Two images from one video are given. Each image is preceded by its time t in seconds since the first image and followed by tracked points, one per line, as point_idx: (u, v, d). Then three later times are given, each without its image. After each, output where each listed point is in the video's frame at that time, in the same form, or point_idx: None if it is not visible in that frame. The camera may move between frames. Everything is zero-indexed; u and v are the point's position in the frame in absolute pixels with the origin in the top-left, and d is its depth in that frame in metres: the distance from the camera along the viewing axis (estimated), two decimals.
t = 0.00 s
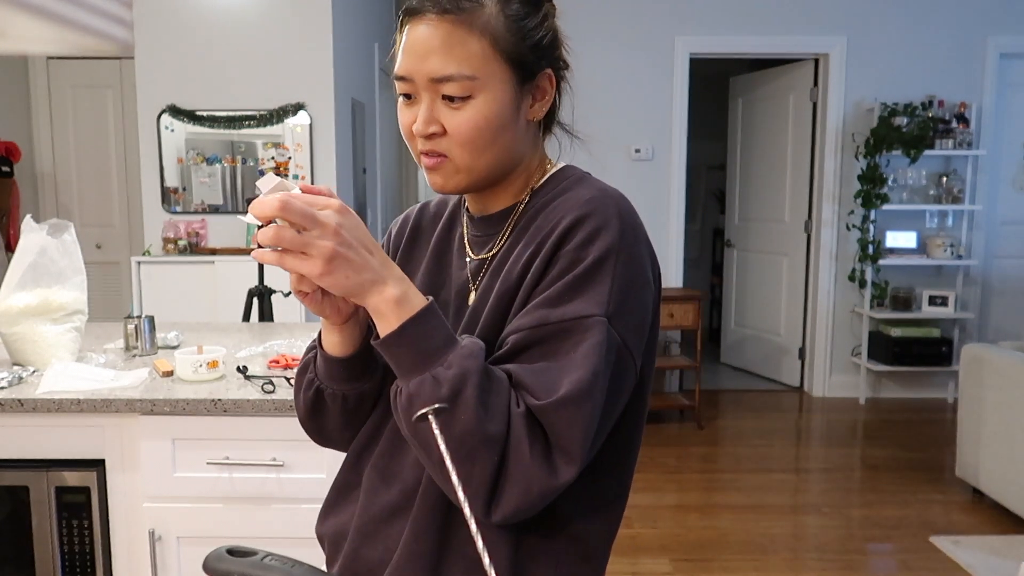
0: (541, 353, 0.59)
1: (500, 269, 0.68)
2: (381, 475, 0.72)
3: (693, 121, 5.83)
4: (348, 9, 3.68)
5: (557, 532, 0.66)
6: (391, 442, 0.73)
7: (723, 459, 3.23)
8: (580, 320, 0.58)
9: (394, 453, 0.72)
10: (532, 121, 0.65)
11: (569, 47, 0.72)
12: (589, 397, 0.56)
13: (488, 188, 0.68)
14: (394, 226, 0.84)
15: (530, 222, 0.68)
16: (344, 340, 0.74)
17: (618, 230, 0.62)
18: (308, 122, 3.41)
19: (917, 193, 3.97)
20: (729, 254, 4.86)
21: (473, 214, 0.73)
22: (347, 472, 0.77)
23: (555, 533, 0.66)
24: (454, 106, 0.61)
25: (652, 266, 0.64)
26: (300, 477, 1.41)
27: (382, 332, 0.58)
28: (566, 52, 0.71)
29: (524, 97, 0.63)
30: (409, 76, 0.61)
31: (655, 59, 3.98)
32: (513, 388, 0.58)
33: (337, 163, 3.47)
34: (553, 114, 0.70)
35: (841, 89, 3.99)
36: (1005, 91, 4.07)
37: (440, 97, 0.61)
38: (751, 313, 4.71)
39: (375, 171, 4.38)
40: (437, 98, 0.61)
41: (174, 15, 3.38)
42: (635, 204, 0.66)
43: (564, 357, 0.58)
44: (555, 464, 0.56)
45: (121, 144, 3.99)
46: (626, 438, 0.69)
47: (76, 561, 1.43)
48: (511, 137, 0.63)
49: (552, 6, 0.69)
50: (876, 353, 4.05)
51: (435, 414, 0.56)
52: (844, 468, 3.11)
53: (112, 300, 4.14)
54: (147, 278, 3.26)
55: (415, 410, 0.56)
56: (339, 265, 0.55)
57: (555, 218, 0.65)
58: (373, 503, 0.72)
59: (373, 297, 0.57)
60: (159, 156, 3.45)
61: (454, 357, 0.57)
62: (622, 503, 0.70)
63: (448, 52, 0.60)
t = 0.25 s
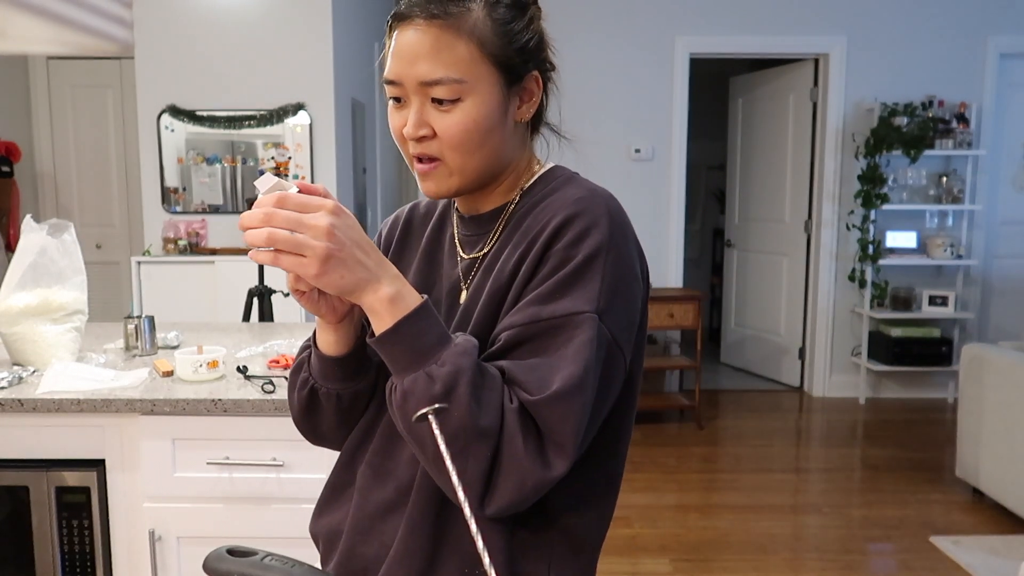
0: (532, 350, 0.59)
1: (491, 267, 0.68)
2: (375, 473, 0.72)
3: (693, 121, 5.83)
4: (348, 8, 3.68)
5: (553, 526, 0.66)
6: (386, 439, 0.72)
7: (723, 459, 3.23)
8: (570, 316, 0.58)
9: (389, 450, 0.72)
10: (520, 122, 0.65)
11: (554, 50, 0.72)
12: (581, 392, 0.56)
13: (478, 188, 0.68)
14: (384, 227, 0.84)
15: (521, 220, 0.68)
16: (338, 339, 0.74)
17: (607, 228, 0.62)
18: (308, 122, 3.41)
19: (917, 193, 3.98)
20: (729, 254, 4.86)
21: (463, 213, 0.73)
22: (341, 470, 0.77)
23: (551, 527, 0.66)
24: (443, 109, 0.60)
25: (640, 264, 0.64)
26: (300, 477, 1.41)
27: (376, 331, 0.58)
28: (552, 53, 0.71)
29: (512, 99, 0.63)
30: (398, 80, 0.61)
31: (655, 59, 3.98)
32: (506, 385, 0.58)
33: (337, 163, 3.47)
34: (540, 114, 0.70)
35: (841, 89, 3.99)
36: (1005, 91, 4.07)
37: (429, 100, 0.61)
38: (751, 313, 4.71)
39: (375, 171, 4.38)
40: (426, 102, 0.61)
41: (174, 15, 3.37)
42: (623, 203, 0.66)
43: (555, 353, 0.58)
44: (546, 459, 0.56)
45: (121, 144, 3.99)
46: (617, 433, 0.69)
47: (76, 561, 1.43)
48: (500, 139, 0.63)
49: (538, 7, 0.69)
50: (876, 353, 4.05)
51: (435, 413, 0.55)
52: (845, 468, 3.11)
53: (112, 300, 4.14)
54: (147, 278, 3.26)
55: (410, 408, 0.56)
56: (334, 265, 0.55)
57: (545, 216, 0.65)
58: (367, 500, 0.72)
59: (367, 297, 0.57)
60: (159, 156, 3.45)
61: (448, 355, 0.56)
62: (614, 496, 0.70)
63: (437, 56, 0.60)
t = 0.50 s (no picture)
0: (529, 351, 0.59)
1: (486, 268, 0.67)
2: (372, 473, 0.72)
3: (693, 121, 5.83)
4: (348, 9, 3.69)
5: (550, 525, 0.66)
6: (383, 439, 0.72)
7: (723, 459, 3.23)
8: (567, 317, 0.58)
9: (386, 450, 0.72)
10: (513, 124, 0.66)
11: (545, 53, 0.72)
12: (580, 393, 0.56)
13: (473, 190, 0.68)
14: (375, 229, 0.84)
15: (515, 221, 0.68)
16: (332, 343, 0.74)
17: (600, 229, 0.62)
18: (308, 122, 3.41)
19: (917, 193, 3.98)
20: (729, 254, 4.86)
21: (455, 215, 0.73)
22: (337, 469, 0.77)
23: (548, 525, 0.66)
24: (439, 113, 0.60)
25: (632, 263, 0.65)
26: (300, 477, 1.41)
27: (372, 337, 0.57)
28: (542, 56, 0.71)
29: (505, 102, 0.63)
30: (392, 84, 0.61)
31: (655, 59, 3.98)
32: (503, 387, 0.58)
33: (337, 163, 3.48)
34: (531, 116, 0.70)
35: (841, 89, 3.99)
36: (1005, 91, 4.07)
37: (424, 104, 0.61)
38: (751, 313, 4.71)
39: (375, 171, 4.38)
40: (421, 105, 0.61)
41: (174, 15, 3.38)
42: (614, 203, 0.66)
43: (552, 353, 0.58)
44: (545, 458, 0.57)
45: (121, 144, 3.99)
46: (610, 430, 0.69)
47: (76, 561, 1.43)
48: (495, 141, 0.63)
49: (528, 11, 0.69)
50: (876, 353, 4.05)
51: (434, 413, 0.55)
52: (845, 468, 3.11)
53: (112, 300, 4.13)
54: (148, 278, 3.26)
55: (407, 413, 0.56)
56: (327, 273, 0.54)
57: (539, 218, 0.65)
58: (365, 500, 0.72)
59: (362, 304, 0.56)
60: (159, 156, 3.45)
61: (443, 362, 0.56)
62: (609, 493, 0.70)
63: (431, 60, 0.60)
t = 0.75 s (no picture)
0: (529, 357, 0.59)
1: (485, 272, 0.67)
2: (372, 477, 0.72)
3: (693, 121, 5.83)
4: (348, 8, 3.69)
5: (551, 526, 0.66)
6: (384, 443, 0.72)
7: (723, 459, 3.23)
8: (568, 322, 0.58)
9: (387, 454, 0.72)
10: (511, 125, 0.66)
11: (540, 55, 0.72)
12: (583, 398, 0.56)
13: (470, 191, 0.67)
14: (371, 231, 0.83)
15: (513, 226, 0.68)
16: (328, 349, 0.74)
17: (598, 233, 0.62)
18: (308, 121, 3.41)
19: (917, 193, 3.98)
20: (729, 254, 4.86)
21: (453, 218, 0.72)
22: (336, 474, 0.77)
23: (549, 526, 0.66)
24: (438, 114, 0.60)
25: (630, 266, 0.65)
26: (300, 477, 1.41)
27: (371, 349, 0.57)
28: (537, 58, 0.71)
29: (504, 102, 0.64)
30: (391, 85, 0.61)
31: (655, 59, 3.98)
32: (504, 393, 0.58)
33: (337, 162, 3.48)
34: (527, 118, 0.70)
35: (841, 90, 3.99)
36: (1005, 91, 4.07)
37: (424, 105, 0.60)
38: (751, 313, 4.71)
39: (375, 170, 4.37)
40: (421, 106, 0.60)
41: (174, 15, 3.38)
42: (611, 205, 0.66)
43: (554, 358, 0.58)
44: (545, 463, 0.57)
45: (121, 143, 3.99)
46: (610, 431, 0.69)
47: (76, 561, 1.43)
48: (494, 142, 0.63)
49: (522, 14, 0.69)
50: (876, 353, 4.05)
51: (433, 414, 0.55)
52: (844, 468, 3.11)
53: (111, 300, 4.13)
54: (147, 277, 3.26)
55: (409, 424, 0.56)
56: (320, 287, 0.54)
57: (538, 223, 0.65)
58: (366, 504, 0.72)
59: (357, 317, 0.56)
60: (159, 156, 3.45)
61: (441, 375, 0.56)
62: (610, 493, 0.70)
63: (431, 61, 0.59)
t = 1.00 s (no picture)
0: (542, 354, 0.59)
1: (490, 271, 0.67)
2: (376, 475, 0.72)
3: (693, 121, 5.83)
4: (348, 8, 3.69)
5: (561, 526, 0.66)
6: (387, 441, 0.72)
7: (722, 459, 3.23)
8: (581, 318, 0.58)
9: (390, 453, 0.71)
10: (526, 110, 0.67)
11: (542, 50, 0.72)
12: (598, 394, 0.56)
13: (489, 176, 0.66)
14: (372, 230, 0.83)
15: (520, 222, 0.67)
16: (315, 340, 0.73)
17: (606, 229, 0.62)
18: (308, 121, 3.41)
19: (917, 193, 3.98)
20: (728, 254, 4.86)
21: (458, 213, 0.73)
22: (339, 472, 0.76)
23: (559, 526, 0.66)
24: (462, 91, 0.60)
25: (637, 260, 0.65)
26: (300, 476, 1.41)
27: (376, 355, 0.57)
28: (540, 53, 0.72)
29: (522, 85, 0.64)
30: (415, 62, 0.61)
31: (655, 59, 3.98)
32: (517, 391, 0.58)
33: (337, 162, 3.48)
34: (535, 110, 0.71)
35: (841, 89, 3.99)
36: (1005, 91, 4.06)
37: (448, 82, 0.60)
38: (750, 313, 4.71)
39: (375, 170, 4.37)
40: (445, 84, 0.60)
41: (174, 15, 3.38)
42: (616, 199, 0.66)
43: (568, 354, 0.58)
44: (561, 461, 0.57)
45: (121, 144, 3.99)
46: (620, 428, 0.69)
47: (76, 561, 1.43)
48: (515, 122, 0.63)
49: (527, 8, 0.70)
50: (876, 353, 4.05)
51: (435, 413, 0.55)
52: (844, 468, 3.11)
53: (111, 300, 4.13)
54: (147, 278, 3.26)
55: (419, 428, 0.56)
56: (323, 298, 0.54)
57: (545, 219, 0.65)
58: (373, 504, 0.71)
59: (362, 327, 0.56)
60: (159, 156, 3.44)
61: (449, 382, 0.55)
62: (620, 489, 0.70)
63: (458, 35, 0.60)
